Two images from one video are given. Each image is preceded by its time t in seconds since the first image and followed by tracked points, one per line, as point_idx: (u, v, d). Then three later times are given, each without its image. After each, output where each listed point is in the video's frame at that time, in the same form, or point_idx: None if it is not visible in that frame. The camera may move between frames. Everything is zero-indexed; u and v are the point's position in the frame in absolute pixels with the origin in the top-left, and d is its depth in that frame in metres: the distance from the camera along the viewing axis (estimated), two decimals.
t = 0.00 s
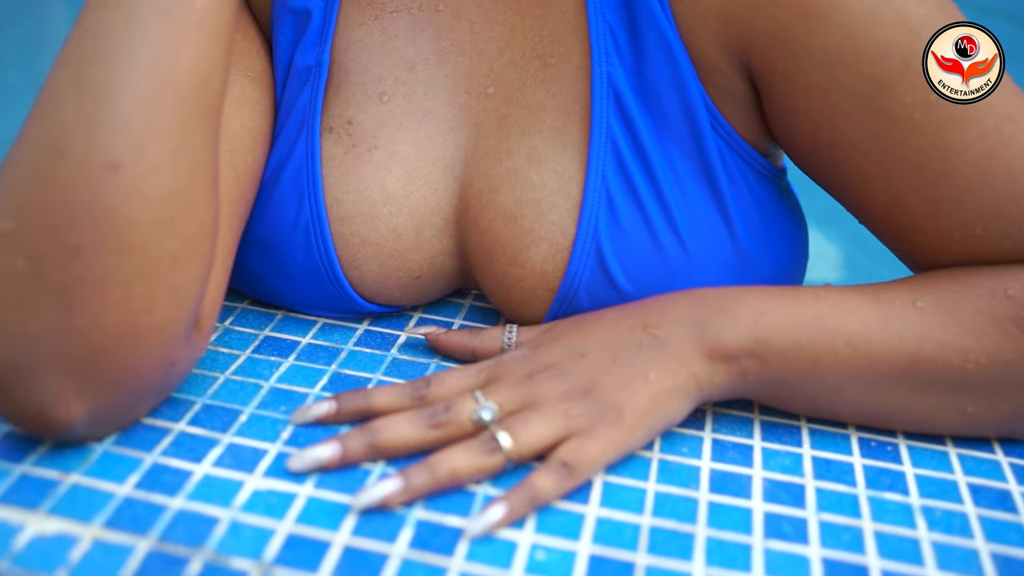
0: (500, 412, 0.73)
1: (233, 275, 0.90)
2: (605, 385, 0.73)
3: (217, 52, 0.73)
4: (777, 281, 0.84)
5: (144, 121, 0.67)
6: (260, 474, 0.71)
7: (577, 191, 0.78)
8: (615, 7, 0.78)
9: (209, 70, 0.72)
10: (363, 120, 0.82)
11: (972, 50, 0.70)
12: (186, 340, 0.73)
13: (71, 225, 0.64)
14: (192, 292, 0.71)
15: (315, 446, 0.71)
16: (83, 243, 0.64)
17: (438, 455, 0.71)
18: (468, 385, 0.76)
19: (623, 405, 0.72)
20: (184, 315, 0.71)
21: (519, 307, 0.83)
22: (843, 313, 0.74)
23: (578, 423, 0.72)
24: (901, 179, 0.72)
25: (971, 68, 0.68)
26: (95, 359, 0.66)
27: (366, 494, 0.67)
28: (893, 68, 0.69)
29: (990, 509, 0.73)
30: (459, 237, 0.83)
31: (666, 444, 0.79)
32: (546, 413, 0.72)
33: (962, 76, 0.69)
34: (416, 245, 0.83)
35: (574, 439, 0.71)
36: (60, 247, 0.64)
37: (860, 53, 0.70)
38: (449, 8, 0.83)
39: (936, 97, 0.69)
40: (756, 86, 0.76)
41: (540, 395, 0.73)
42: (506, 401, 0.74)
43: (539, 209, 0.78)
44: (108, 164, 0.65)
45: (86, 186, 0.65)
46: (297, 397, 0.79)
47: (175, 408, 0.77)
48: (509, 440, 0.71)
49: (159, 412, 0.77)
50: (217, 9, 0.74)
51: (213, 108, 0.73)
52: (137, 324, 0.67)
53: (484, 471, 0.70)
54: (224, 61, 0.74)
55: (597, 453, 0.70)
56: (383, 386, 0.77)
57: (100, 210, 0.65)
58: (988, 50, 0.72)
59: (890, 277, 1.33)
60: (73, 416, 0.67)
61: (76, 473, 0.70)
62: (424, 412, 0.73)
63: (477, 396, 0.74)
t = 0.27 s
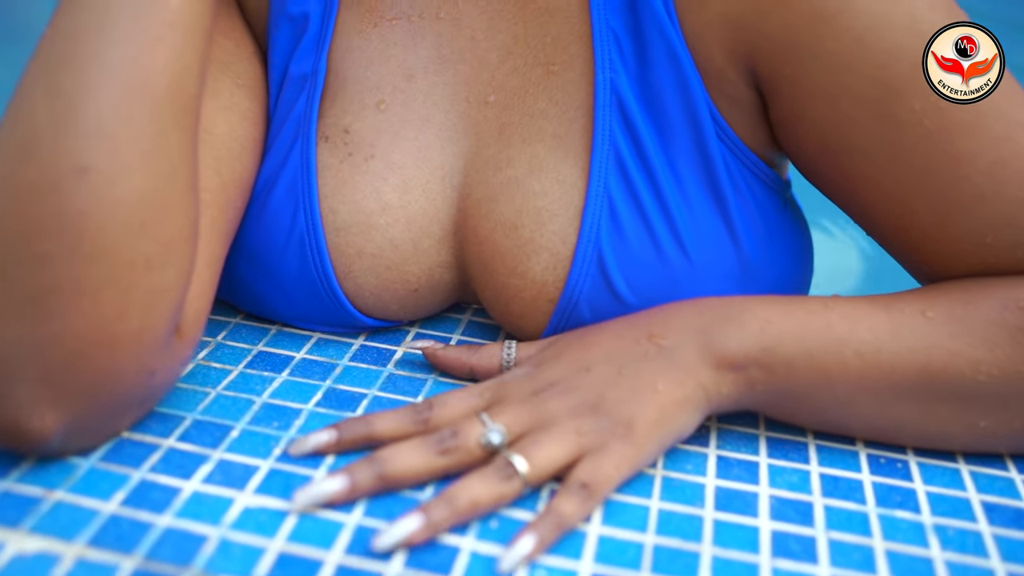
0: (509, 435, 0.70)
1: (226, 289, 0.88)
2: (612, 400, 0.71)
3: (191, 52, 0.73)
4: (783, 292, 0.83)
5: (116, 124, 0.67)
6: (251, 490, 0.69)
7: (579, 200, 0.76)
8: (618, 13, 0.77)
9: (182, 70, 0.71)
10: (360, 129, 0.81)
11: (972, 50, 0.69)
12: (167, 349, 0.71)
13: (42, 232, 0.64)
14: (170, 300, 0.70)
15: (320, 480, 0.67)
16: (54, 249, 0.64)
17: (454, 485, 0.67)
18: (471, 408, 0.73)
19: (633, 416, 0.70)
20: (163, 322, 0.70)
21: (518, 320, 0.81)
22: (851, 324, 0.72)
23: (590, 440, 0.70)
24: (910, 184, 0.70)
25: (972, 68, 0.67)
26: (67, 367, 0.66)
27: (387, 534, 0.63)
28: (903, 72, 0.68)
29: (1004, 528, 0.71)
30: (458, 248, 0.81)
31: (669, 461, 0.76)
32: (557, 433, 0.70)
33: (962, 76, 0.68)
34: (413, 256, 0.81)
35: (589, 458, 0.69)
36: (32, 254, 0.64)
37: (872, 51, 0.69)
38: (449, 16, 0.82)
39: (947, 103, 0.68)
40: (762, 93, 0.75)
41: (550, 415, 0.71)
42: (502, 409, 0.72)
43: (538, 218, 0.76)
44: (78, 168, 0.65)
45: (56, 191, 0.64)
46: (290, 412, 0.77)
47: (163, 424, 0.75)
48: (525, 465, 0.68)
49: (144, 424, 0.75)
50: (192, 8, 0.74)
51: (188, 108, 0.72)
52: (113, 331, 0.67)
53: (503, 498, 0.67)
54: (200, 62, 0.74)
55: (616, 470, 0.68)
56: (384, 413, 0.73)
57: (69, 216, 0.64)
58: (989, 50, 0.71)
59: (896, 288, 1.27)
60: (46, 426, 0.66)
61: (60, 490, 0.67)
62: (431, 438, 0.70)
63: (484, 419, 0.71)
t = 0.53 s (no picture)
0: (508, 442, 0.69)
1: (219, 300, 0.87)
2: (609, 407, 0.69)
3: (181, 56, 0.72)
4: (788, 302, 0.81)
5: (102, 128, 0.66)
6: (245, 506, 0.67)
7: (583, 209, 0.75)
8: (624, 19, 0.76)
9: (169, 74, 0.70)
10: (360, 139, 0.79)
11: (973, 50, 0.68)
12: (156, 359, 0.70)
13: (25, 239, 0.63)
14: (158, 308, 0.68)
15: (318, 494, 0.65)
16: (36, 257, 0.63)
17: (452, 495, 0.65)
18: (470, 415, 0.72)
19: (628, 424, 0.68)
20: (151, 331, 0.68)
21: (520, 331, 0.79)
22: (859, 333, 0.70)
23: (586, 448, 0.68)
24: (921, 191, 0.69)
25: (971, 68, 0.67)
26: (51, 378, 0.64)
27: (387, 550, 0.61)
28: (913, 75, 0.67)
29: (1017, 545, 0.69)
30: (458, 259, 0.80)
31: (673, 476, 0.75)
32: (553, 440, 0.68)
33: (962, 76, 0.67)
34: (412, 267, 0.79)
35: (583, 466, 0.67)
36: (16, 261, 0.63)
37: (881, 58, 0.68)
38: (453, 25, 0.81)
39: (956, 111, 0.67)
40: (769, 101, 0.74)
41: (545, 424, 0.69)
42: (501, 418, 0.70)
43: (542, 228, 0.75)
44: (61, 173, 0.64)
45: (38, 196, 0.63)
46: (285, 426, 0.75)
47: (156, 438, 0.73)
48: (523, 472, 0.66)
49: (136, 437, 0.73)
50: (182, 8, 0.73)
51: (176, 112, 0.71)
52: (97, 339, 0.65)
53: (501, 507, 0.65)
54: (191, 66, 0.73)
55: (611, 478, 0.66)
56: (383, 422, 0.72)
57: (51, 222, 0.63)
58: (988, 50, 0.70)
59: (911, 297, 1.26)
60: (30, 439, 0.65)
61: (48, 504, 0.66)
62: (427, 446, 0.68)
63: (480, 425, 0.69)
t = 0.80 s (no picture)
0: (508, 452, 0.67)
1: (216, 315, 0.85)
2: (609, 420, 0.68)
3: (177, 66, 0.69)
4: (793, 315, 0.81)
5: (95, 137, 0.64)
6: (240, 525, 0.65)
7: (590, 222, 0.74)
8: (631, 34, 0.75)
9: (166, 84, 0.68)
10: (363, 152, 0.78)
11: (972, 50, 0.68)
12: (147, 375, 0.68)
13: (14, 253, 0.61)
14: (150, 323, 0.66)
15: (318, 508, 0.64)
16: (25, 271, 0.61)
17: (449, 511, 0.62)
18: (473, 425, 0.71)
19: (627, 437, 0.66)
20: (141, 347, 0.66)
21: (524, 345, 0.78)
22: (869, 348, 0.69)
23: (584, 460, 0.66)
24: (931, 205, 0.69)
25: (972, 68, 0.66)
26: (36, 396, 0.62)
27: (386, 567, 0.58)
28: (918, 91, 0.67)
29: None
30: (461, 274, 0.79)
31: (678, 495, 0.73)
32: (551, 452, 0.66)
33: (961, 76, 0.67)
34: (414, 282, 0.78)
35: (581, 479, 0.64)
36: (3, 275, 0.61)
37: (884, 76, 0.68)
38: (457, 39, 0.80)
39: (963, 126, 0.67)
40: (776, 117, 0.74)
41: (544, 434, 0.67)
42: (503, 431, 0.69)
43: (547, 241, 0.74)
44: (51, 185, 0.62)
45: (26, 209, 0.61)
46: (282, 445, 0.73)
47: (150, 456, 0.71)
48: (522, 485, 0.64)
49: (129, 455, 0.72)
50: (179, 15, 0.70)
51: (172, 124, 0.68)
52: (85, 356, 0.63)
53: (501, 521, 0.63)
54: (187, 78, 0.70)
55: (611, 490, 0.64)
56: (386, 435, 0.71)
57: (44, 234, 0.61)
58: (988, 52, 0.69)
59: (913, 314, 1.28)
60: (16, 455, 0.63)
61: (37, 525, 0.63)
62: (428, 458, 0.67)
63: (480, 437, 0.68)
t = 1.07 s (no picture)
0: (506, 462, 0.66)
1: (215, 335, 0.83)
2: (609, 432, 0.66)
3: (181, 80, 0.67)
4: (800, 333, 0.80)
5: (96, 150, 0.62)
6: (234, 549, 0.61)
7: (600, 238, 0.73)
8: (641, 50, 0.74)
9: (171, 99, 0.66)
10: (365, 168, 0.78)
11: (972, 50, 0.68)
12: (143, 397, 0.66)
13: (11, 270, 0.60)
14: (148, 341, 0.65)
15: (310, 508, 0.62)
16: (22, 288, 0.60)
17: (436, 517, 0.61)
18: (475, 434, 0.70)
19: (627, 451, 0.64)
20: (138, 369, 0.65)
21: (531, 363, 0.76)
22: (882, 363, 0.68)
23: (580, 473, 0.64)
24: (941, 217, 0.68)
25: (972, 67, 0.66)
26: (31, 416, 0.61)
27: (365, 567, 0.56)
28: (931, 105, 0.66)
29: None
30: (467, 291, 0.77)
31: (683, 518, 0.65)
32: (549, 463, 0.64)
33: (962, 77, 0.67)
34: (416, 298, 0.77)
35: (576, 492, 0.62)
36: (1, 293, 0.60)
37: (895, 90, 0.67)
38: (463, 55, 0.79)
39: (976, 138, 0.66)
40: (785, 135, 0.73)
41: (543, 445, 0.66)
42: (508, 447, 0.67)
43: (558, 257, 0.73)
44: (51, 200, 0.60)
45: (26, 225, 0.60)
46: (279, 466, 0.71)
47: (143, 478, 0.69)
48: (514, 494, 0.62)
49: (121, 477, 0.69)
50: (184, 28, 0.68)
51: (173, 141, 0.66)
52: (83, 375, 0.62)
53: (490, 529, 0.61)
54: (190, 94, 0.68)
55: (606, 505, 0.61)
56: (390, 443, 0.70)
57: (42, 250, 0.60)
58: (988, 50, 0.71)
59: (918, 332, 1.29)
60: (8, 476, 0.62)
61: (25, 550, 0.61)
62: (424, 465, 0.66)
63: (479, 445, 0.67)
